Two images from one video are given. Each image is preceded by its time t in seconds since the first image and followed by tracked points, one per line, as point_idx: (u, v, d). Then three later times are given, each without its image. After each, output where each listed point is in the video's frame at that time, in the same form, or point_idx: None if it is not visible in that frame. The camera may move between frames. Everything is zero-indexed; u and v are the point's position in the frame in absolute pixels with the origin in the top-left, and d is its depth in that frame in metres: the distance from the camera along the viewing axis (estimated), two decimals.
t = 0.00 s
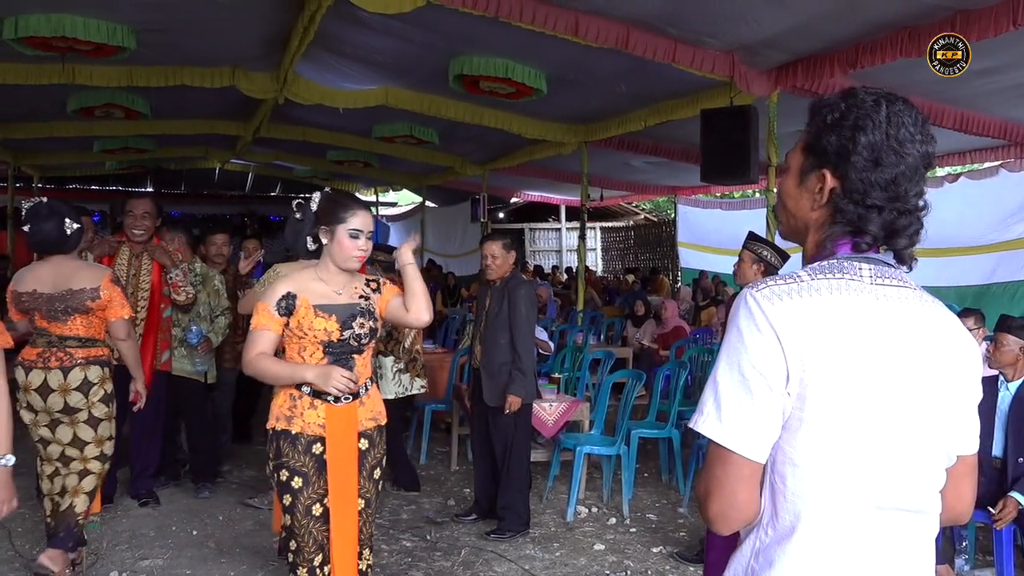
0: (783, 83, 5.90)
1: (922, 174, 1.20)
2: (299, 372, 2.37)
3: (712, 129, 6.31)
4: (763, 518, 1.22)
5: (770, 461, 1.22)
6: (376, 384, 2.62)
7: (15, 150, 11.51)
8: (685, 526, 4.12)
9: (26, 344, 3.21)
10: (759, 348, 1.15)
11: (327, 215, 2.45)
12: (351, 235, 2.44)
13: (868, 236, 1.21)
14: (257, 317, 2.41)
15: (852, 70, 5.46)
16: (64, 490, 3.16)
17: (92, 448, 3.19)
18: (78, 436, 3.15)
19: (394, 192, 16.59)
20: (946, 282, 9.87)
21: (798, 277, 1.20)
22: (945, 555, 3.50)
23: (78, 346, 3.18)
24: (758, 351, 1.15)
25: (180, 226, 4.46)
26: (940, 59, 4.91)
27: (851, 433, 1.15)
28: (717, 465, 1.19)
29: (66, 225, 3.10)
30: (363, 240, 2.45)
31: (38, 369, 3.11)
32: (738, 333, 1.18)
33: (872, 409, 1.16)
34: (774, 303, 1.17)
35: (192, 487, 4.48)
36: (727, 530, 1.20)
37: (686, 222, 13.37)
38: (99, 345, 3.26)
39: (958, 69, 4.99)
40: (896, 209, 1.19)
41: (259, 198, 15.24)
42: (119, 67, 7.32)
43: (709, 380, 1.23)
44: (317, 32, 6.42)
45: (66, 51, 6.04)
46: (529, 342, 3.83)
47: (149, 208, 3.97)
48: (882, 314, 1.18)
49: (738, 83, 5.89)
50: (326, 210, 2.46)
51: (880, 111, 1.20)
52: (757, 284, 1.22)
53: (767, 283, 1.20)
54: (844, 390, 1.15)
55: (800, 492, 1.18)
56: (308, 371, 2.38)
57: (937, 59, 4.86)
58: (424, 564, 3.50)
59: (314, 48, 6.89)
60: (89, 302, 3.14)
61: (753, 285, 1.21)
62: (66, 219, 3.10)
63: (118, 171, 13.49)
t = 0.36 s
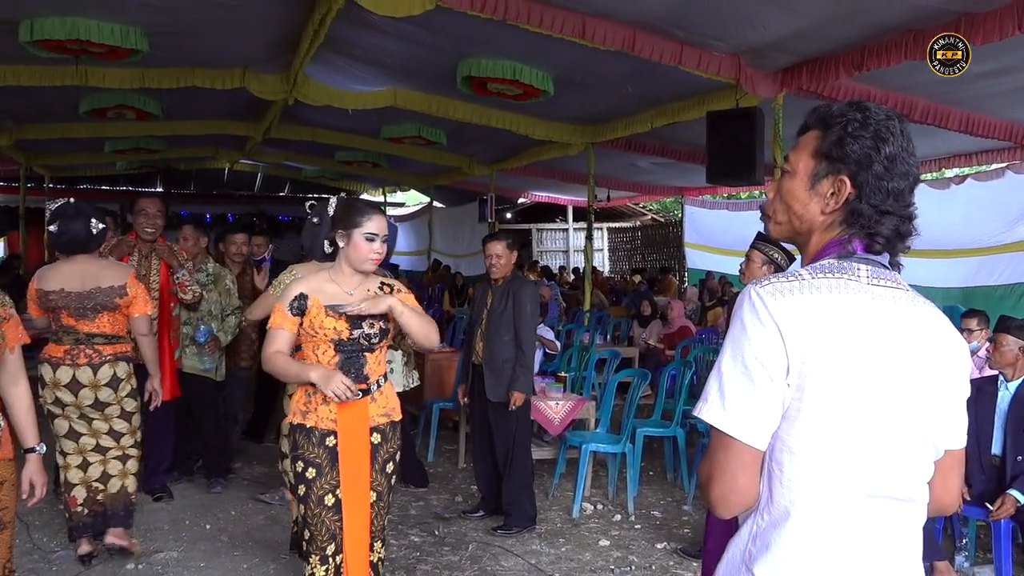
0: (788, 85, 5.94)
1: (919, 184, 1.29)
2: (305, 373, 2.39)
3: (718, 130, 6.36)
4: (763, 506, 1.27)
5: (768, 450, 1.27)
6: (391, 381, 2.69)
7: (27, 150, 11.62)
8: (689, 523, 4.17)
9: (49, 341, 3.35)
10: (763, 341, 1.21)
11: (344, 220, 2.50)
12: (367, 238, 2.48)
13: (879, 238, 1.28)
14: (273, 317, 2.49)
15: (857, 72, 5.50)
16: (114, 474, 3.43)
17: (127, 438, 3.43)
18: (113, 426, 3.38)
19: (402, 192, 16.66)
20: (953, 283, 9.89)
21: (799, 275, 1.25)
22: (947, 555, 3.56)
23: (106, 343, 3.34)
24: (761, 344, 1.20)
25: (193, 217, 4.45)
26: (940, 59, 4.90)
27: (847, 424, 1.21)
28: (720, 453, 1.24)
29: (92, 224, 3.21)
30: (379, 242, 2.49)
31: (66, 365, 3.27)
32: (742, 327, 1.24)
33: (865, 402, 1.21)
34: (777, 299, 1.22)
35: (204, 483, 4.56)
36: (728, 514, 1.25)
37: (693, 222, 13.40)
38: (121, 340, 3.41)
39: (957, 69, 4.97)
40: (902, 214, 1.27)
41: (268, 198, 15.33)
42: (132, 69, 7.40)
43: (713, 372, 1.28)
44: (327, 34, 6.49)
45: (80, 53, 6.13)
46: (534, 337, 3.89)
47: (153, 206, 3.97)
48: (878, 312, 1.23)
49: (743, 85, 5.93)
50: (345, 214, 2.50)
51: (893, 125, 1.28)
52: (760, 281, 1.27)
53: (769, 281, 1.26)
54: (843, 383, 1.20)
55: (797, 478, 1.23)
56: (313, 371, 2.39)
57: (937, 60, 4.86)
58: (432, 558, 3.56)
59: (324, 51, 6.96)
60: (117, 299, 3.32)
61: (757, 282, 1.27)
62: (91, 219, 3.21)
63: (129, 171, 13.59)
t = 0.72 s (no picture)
0: (796, 86, 5.98)
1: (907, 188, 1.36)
2: (303, 391, 2.55)
3: (726, 131, 6.41)
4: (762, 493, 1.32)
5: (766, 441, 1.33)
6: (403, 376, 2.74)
7: (42, 149, 11.75)
8: (692, 519, 4.24)
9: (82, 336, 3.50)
10: (762, 336, 1.27)
11: (353, 220, 2.61)
12: (373, 237, 2.58)
13: (871, 241, 1.35)
14: (288, 314, 2.59)
15: (863, 74, 5.54)
16: (141, 473, 3.57)
17: (155, 431, 3.57)
18: (144, 417, 3.53)
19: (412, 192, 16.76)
20: (962, 284, 9.91)
21: (796, 275, 1.32)
22: (947, 552, 3.63)
23: (142, 336, 3.53)
24: (760, 339, 1.27)
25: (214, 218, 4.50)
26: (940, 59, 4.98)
27: (841, 413, 1.28)
28: (721, 442, 1.30)
29: (127, 222, 3.43)
30: (385, 242, 2.58)
31: (106, 359, 3.44)
32: (742, 324, 1.30)
33: (857, 396, 1.28)
34: (776, 297, 1.28)
35: (218, 477, 4.65)
36: (731, 500, 1.30)
37: (702, 222, 13.43)
38: (155, 334, 3.60)
39: (959, 69, 5.03)
40: (892, 217, 1.34)
41: (279, 197, 15.45)
42: (146, 70, 7.51)
43: (714, 365, 1.34)
44: (339, 35, 6.57)
45: (96, 55, 6.23)
46: (535, 333, 3.96)
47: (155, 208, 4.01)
48: (870, 310, 1.30)
49: (751, 87, 5.98)
50: (352, 216, 2.61)
51: (884, 134, 1.34)
52: (759, 280, 1.34)
53: (769, 280, 1.32)
54: (836, 378, 1.27)
55: (792, 467, 1.29)
56: (311, 391, 2.55)
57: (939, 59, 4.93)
58: (440, 551, 3.63)
59: (336, 52, 7.04)
60: (152, 293, 3.52)
61: (756, 281, 1.33)
62: (127, 217, 3.44)
63: (142, 170, 13.72)
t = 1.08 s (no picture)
0: (806, 87, 5.99)
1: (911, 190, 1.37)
2: (321, 398, 2.58)
3: (736, 132, 6.42)
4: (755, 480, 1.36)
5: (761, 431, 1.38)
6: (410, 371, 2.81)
7: (59, 149, 11.88)
8: (700, 517, 4.27)
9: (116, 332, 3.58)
10: (759, 329, 1.31)
11: (360, 219, 2.66)
12: (378, 233, 2.64)
13: (872, 242, 1.37)
14: (301, 310, 2.61)
15: (874, 75, 5.55)
16: (161, 472, 3.64)
17: (181, 426, 3.65)
18: (172, 411, 3.61)
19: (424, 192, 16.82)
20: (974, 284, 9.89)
21: (794, 272, 1.35)
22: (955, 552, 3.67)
23: (174, 330, 3.61)
24: (756, 332, 1.31)
25: (239, 218, 4.57)
26: (940, 59, 4.99)
27: (835, 407, 1.31)
28: (719, 429, 1.35)
29: (160, 220, 3.55)
30: (391, 238, 2.64)
31: (140, 353, 3.52)
32: (740, 318, 1.34)
33: (853, 387, 1.31)
34: (773, 292, 1.32)
35: (231, 473, 4.72)
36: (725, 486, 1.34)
37: (713, 223, 13.43)
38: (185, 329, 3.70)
39: (959, 69, 5.05)
40: (895, 218, 1.36)
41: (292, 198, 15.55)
42: (162, 71, 7.59)
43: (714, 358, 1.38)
44: (352, 36, 6.62)
45: (113, 56, 6.32)
46: (545, 330, 4.01)
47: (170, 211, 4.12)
48: (867, 308, 1.33)
49: (761, 88, 5.99)
50: (359, 213, 2.67)
51: (888, 139, 1.36)
52: (759, 276, 1.37)
53: (767, 276, 1.36)
54: (831, 372, 1.30)
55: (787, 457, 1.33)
56: (328, 401, 2.58)
57: (938, 59, 4.98)
58: (450, 547, 3.68)
59: (349, 53, 7.10)
60: (182, 290, 3.62)
61: (756, 277, 1.37)
62: (161, 215, 3.57)
63: (157, 170, 13.84)
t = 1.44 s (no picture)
0: (814, 87, 5.98)
1: (896, 175, 1.34)
2: (315, 391, 2.65)
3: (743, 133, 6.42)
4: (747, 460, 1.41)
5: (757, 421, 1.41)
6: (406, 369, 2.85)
7: (69, 149, 11.95)
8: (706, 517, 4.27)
9: (133, 332, 3.63)
10: (751, 322, 1.33)
11: (357, 215, 2.73)
12: (372, 227, 2.69)
13: (863, 234, 1.35)
14: (300, 303, 2.69)
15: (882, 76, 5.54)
16: (172, 471, 3.67)
17: (194, 425, 3.69)
18: (186, 410, 3.65)
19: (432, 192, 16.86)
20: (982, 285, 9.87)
21: (793, 267, 1.37)
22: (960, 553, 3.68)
23: (189, 330, 3.65)
24: (750, 324, 1.33)
25: (247, 218, 4.61)
26: (941, 59, 4.99)
27: (830, 404, 1.32)
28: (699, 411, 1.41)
29: (180, 219, 3.57)
30: (380, 230, 2.68)
31: (155, 353, 3.57)
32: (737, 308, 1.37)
33: (849, 385, 1.32)
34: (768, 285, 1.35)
35: (239, 470, 4.76)
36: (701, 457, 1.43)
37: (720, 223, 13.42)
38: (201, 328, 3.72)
39: (958, 69, 5.06)
40: (878, 206, 1.34)
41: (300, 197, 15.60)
42: (171, 70, 7.62)
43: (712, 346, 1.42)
44: (360, 36, 6.64)
45: (122, 55, 6.35)
46: (551, 330, 4.01)
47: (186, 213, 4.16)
48: (865, 307, 1.34)
49: (769, 88, 5.98)
50: (356, 209, 2.73)
51: (851, 128, 1.36)
52: (759, 268, 1.40)
53: (767, 268, 1.38)
54: (825, 369, 1.32)
55: (780, 448, 1.36)
56: (322, 392, 2.65)
57: (938, 59, 5.00)
58: (456, 544, 3.69)
59: (356, 52, 7.12)
60: (197, 291, 3.61)
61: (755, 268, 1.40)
62: (181, 214, 3.59)
63: (166, 169, 13.91)
